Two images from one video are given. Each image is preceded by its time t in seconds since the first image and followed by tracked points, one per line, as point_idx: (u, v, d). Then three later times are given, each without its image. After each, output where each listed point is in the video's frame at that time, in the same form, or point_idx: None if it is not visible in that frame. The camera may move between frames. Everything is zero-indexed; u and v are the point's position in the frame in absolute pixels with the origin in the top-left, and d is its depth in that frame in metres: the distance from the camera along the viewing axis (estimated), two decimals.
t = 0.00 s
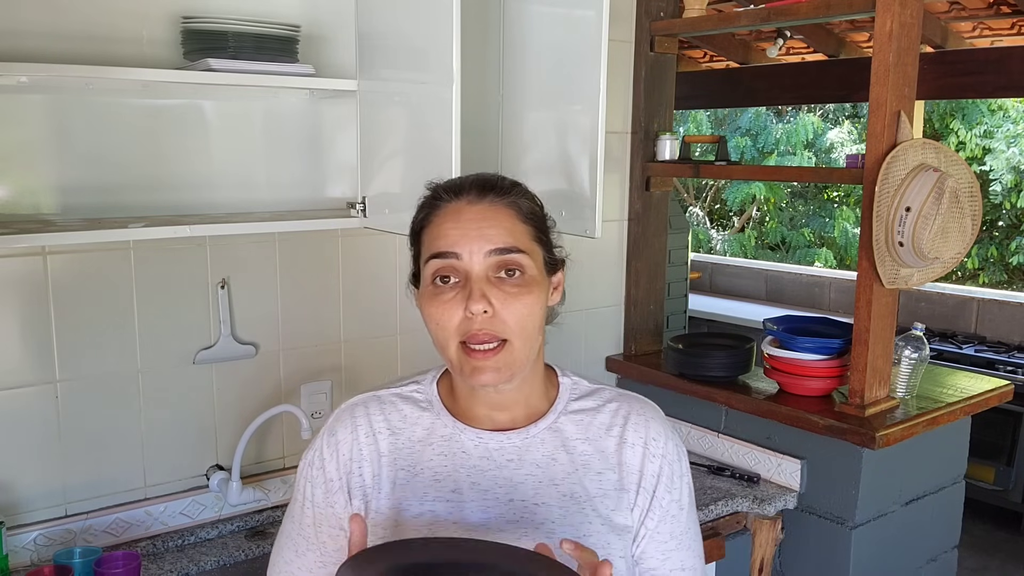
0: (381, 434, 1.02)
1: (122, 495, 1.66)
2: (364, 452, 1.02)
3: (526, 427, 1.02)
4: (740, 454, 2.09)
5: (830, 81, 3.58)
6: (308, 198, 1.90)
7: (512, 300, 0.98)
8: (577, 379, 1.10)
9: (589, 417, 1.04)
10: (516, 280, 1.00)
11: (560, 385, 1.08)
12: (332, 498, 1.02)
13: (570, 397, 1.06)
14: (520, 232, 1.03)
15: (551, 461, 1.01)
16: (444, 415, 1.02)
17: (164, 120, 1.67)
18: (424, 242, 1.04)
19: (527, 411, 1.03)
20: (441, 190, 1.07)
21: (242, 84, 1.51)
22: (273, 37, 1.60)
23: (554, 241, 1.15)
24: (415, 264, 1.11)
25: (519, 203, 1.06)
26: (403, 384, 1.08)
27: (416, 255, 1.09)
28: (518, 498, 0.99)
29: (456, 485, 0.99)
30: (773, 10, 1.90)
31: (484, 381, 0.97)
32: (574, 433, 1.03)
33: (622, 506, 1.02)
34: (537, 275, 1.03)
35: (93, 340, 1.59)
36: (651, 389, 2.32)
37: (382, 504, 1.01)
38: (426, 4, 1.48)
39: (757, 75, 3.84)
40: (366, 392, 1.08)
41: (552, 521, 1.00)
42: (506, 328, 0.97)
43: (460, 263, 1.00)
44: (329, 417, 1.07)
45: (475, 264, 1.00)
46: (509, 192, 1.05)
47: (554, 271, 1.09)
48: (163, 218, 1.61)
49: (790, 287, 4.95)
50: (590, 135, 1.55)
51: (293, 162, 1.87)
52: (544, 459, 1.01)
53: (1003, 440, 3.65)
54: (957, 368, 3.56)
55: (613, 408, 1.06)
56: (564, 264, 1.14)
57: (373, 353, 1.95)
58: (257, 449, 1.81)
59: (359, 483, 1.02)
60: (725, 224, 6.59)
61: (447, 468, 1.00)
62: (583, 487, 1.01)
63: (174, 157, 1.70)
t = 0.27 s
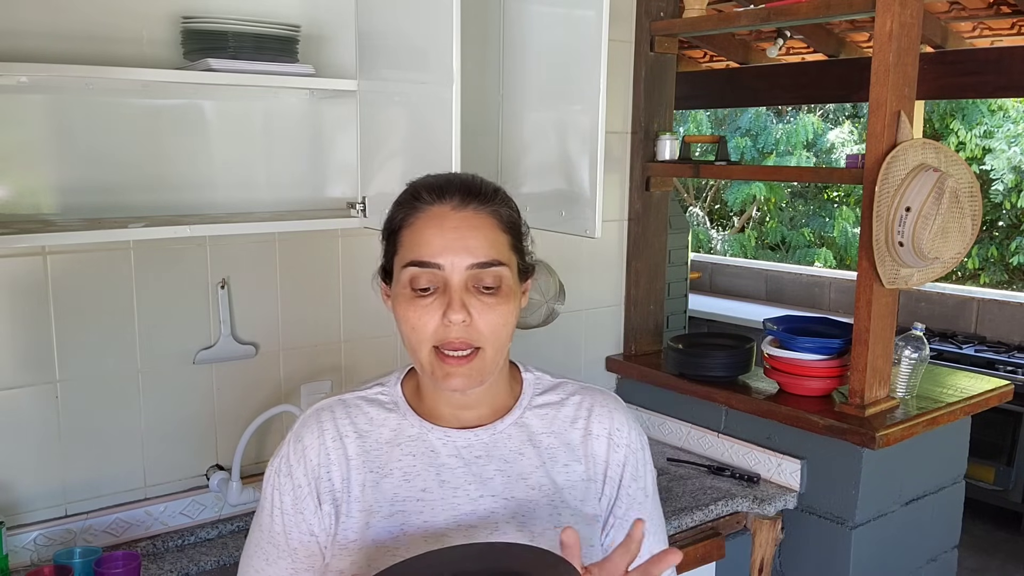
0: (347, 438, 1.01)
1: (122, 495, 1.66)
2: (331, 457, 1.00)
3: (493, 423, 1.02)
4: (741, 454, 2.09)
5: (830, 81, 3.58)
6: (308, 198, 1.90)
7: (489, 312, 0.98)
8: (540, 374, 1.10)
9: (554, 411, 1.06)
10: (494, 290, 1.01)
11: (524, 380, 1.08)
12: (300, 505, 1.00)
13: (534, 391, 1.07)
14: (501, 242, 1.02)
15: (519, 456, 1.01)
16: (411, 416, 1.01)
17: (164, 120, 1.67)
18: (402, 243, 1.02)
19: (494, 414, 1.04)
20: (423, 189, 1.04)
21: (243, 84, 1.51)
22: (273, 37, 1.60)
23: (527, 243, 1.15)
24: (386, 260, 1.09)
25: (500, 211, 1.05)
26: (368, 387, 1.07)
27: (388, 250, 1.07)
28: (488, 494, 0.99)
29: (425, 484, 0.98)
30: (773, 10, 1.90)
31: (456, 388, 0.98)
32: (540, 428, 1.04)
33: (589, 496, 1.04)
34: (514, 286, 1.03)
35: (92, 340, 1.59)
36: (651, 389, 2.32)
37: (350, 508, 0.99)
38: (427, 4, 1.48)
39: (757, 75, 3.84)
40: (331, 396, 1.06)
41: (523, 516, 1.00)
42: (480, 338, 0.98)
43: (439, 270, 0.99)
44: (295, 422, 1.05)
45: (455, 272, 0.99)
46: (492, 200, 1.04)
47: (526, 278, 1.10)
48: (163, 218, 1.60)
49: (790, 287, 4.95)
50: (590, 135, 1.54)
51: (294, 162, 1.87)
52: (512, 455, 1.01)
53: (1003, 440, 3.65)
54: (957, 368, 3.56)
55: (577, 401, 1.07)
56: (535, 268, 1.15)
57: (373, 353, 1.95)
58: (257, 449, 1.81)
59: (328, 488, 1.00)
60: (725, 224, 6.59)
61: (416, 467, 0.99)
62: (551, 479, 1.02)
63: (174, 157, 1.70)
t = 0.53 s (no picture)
0: (327, 441, 1.00)
1: (122, 495, 1.66)
2: (311, 460, 1.00)
3: (471, 420, 1.03)
4: (741, 454, 2.09)
5: (830, 81, 3.58)
6: (308, 198, 1.90)
7: (469, 314, 0.99)
8: (514, 370, 1.12)
9: (531, 405, 1.07)
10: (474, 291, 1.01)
11: (498, 377, 1.09)
12: (281, 510, 0.99)
13: (509, 388, 1.08)
14: (481, 245, 1.02)
15: (499, 451, 1.02)
16: (390, 416, 1.01)
17: (165, 120, 1.67)
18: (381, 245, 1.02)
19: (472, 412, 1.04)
20: (402, 190, 1.03)
21: (243, 84, 1.51)
22: (273, 37, 1.60)
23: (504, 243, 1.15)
24: (361, 260, 1.08)
25: (479, 214, 1.05)
26: (344, 390, 1.07)
27: (365, 250, 1.06)
28: (470, 491, 1.00)
29: (407, 484, 0.98)
30: (773, 10, 1.90)
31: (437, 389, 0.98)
32: (519, 422, 1.05)
33: (569, 488, 1.06)
34: (494, 288, 1.04)
35: (93, 340, 1.59)
36: (651, 389, 2.32)
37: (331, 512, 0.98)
38: (427, 5, 1.48)
39: (757, 75, 3.84)
40: (307, 400, 1.06)
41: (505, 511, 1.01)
42: (461, 340, 0.99)
43: (420, 272, 0.99)
44: (272, 428, 1.04)
45: (437, 275, 0.99)
46: (472, 203, 1.04)
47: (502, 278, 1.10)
48: (164, 218, 1.61)
49: (790, 287, 4.95)
50: (589, 135, 1.54)
51: (294, 162, 1.87)
52: (492, 450, 1.02)
53: (1004, 440, 3.65)
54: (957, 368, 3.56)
55: (552, 394, 1.09)
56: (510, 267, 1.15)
57: (373, 353, 1.95)
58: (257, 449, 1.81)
59: (309, 492, 0.99)
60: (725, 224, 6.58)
61: (398, 467, 0.99)
62: (532, 473, 1.03)
63: (174, 157, 1.70)
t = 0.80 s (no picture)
0: (325, 440, 1.00)
1: (122, 495, 1.66)
2: (310, 460, 0.99)
3: (469, 419, 1.02)
4: (741, 454, 2.09)
5: (830, 81, 3.57)
6: (308, 198, 1.90)
7: (450, 297, 0.99)
8: (509, 370, 1.12)
9: (526, 404, 1.07)
10: (453, 275, 1.01)
11: (493, 376, 1.09)
12: (280, 510, 0.98)
13: (505, 387, 1.08)
14: (453, 230, 1.03)
15: (497, 450, 1.02)
16: (388, 415, 1.01)
17: (165, 120, 1.67)
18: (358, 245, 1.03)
19: (469, 406, 1.04)
20: (369, 191, 1.05)
21: (243, 84, 1.51)
22: (273, 37, 1.60)
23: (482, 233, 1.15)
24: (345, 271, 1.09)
25: (448, 201, 1.06)
26: (340, 389, 1.06)
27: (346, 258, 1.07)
28: (469, 490, 1.00)
29: (406, 483, 0.98)
30: (773, 10, 1.90)
31: (430, 377, 0.98)
32: (515, 421, 1.05)
33: (565, 486, 1.06)
34: (473, 270, 1.04)
35: (93, 341, 1.59)
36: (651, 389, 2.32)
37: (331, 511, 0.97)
38: (427, 4, 1.48)
39: (758, 75, 3.83)
40: (303, 400, 1.05)
41: (504, 510, 1.01)
42: (446, 323, 0.98)
43: (396, 263, 1.00)
44: (268, 427, 1.03)
45: (412, 263, 1.00)
46: (438, 190, 1.05)
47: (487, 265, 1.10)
48: (164, 219, 1.60)
49: (790, 287, 4.95)
50: (590, 135, 1.54)
51: (294, 162, 1.87)
52: (490, 449, 1.02)
53: (1003, 440, 3.65)
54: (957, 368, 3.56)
55: (547, 394, 1.09)
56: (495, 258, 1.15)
57: (373, 353, 1.95)
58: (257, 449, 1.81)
59: (308, 492, 0.98)
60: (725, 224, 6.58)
61: (397, 466, 0.99)
62: (529, 472, 1.03)
63: (174, 157, 1.70)
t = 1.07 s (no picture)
0: (326, 439, 1.00)
1: (122, 495, 1.66)
2: (311, 459, 0.99)
3: (468, 419, 1.03)
4: (741, 454, 2.09)
5: (830, 81, 3.57)
6: (308, 197, 1.90)
7: (442, 299, 0.98)
8: (510, 370, 1.12)
9: (527, 405, 1.07)
10: (443, 277, 1.01)
11: (494, 376, 1.09)
12: (281, 509, 0.98)
13: (506, 387, 1.08)
14: (441, 230, 1.02)
15: (497, 450, 1.02)
16: (389, 415, 1.01)
17: (165, 120, 1.68)
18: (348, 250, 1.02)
19: (469, 405, 1.04)
20: (356, 197, 1.04)
21: (243, 84, 1.51)
22: (273, 37, 1.60)
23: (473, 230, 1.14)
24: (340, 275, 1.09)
25: (435, 201, 1.05)
26: (341, 388, 1.06)
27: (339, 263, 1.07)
28: (469, 490, 1.00)
29: (406, 483, 0.99)
30: (773, 10, 1.90)
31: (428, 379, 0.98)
32: (515, 422, 1.05)
33: (565, 488, 1.06)
34: (465, 269, 1.03)
35: (92, 341, 1.59)
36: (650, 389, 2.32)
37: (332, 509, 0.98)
38: (427, 4, 1.48)
39: (758, 75, 3.83)
40: (304, 399, 1.05)
41: (503, 509, 1.01)
42: (439, 326, 0.98)
43: (387, 268, 0.99)
44: (270, 426, 1.03)
45: (402, 267, 1.00)
46: (424, 191, 1.04)
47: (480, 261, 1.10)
48: (164, 219, 1.60)
49: (790, 287, 4.95)
50: (589, 134, 1.54)
51: (294, 162, 1.87)
52: (490, 449, 1.02)
53: (1003, 440, 3.65)
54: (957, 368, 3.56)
55: (548, 394, 1.09)
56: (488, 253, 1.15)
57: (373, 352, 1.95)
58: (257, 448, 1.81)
59: (308, 491, 0.99)
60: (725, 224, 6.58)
61: (397, 466, 0.99)
62: (530, 472, 1.03)
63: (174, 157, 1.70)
